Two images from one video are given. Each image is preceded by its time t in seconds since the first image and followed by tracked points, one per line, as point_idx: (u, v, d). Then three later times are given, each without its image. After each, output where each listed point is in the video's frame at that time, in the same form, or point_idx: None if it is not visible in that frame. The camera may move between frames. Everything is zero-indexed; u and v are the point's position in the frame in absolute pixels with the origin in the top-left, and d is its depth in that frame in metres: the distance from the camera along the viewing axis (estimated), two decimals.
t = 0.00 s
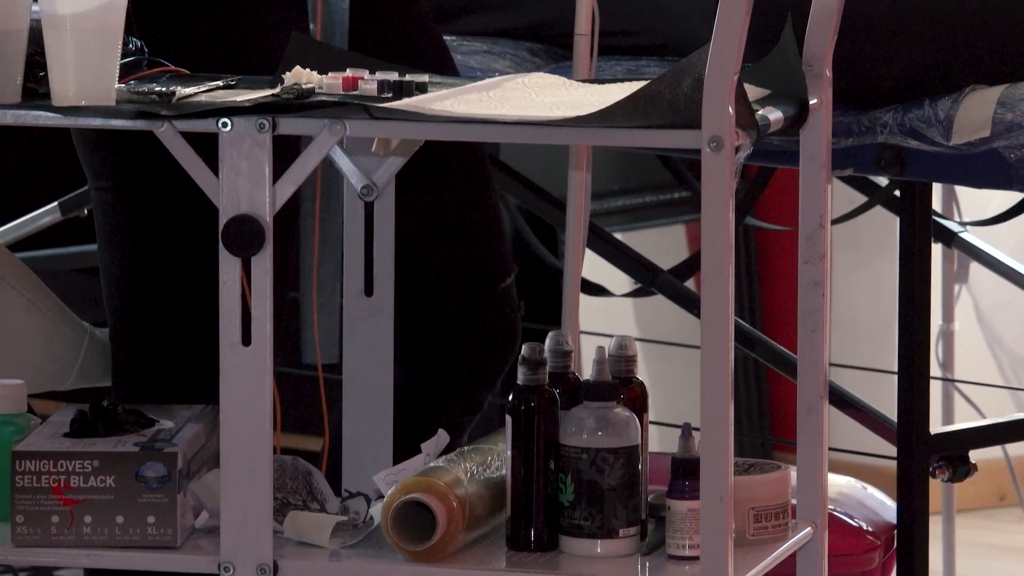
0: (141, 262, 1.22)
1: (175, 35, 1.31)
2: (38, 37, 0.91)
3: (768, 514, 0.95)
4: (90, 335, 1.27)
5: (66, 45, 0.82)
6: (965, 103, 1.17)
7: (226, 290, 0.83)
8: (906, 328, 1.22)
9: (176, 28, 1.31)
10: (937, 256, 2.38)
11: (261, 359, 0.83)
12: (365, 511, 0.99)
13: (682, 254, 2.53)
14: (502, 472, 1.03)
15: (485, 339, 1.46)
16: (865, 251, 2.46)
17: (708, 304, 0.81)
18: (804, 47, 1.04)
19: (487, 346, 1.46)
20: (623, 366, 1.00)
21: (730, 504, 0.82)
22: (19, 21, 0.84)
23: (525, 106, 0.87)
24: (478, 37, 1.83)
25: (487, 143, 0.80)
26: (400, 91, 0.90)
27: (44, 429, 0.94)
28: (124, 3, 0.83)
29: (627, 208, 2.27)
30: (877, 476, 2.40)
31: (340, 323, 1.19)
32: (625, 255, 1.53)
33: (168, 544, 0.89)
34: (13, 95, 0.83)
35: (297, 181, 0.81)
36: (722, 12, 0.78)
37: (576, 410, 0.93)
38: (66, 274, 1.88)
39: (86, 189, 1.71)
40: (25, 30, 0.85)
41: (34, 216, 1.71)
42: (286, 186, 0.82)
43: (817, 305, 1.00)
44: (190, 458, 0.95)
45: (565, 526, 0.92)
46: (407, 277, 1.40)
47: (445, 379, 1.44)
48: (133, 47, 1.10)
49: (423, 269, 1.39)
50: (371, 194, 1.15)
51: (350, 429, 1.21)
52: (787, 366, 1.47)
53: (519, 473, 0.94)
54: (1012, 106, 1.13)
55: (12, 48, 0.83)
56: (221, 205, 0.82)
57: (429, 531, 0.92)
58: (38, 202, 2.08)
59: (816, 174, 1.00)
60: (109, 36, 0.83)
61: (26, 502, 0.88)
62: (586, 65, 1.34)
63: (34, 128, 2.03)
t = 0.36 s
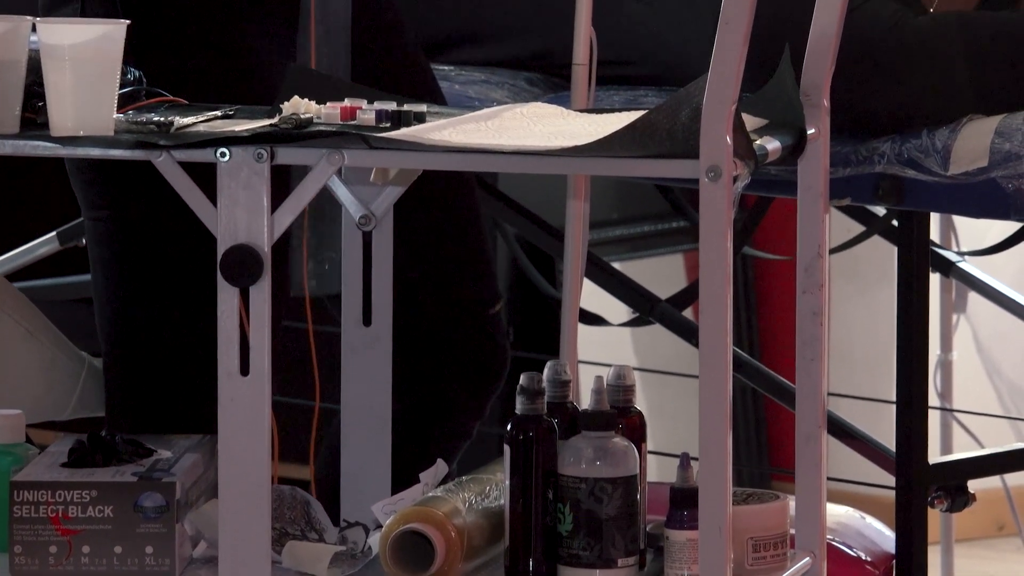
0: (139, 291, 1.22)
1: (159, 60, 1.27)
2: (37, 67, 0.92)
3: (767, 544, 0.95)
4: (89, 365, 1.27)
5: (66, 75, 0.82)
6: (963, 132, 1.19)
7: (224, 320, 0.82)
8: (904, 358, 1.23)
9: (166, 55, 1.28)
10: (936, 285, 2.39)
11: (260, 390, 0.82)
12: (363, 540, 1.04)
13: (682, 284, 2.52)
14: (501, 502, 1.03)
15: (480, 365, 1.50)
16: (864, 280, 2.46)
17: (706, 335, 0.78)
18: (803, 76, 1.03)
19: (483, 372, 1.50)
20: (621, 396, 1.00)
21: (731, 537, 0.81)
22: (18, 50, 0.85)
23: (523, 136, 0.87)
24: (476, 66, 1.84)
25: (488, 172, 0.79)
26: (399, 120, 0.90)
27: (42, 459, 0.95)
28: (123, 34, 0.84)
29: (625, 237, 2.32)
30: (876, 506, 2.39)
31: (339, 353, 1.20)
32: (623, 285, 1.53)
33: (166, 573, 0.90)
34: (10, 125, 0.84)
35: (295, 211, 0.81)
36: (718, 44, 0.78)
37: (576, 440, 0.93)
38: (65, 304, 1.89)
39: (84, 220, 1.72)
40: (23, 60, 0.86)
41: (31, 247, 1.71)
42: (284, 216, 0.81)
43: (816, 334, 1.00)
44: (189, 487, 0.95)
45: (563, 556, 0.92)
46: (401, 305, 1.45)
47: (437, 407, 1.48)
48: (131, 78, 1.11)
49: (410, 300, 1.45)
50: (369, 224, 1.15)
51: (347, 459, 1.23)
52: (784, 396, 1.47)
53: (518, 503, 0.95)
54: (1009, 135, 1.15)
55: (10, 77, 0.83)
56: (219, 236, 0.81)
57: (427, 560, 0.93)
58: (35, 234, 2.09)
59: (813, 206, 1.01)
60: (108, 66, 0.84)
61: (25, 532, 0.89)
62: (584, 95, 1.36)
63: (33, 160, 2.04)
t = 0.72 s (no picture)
0: (139, 322, 1.23)
1: (160, 91, 1.26)
2: (37, 99, 0.93)
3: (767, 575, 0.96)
4: (88, 396, 1.28)
5: (66, 107, 0.83)
6: (961, 164, 1.25)
7: (224, 351, 0.82)
8: (903, 389, 1.23)
9: (167, 87, 1.26)
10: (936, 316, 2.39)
11: (260, 421, 0.82)
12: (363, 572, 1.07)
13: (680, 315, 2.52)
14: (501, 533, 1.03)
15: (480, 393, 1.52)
16: (864, 310, 2.47)
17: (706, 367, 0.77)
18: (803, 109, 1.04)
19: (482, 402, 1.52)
20: (621, 427, 1.00)
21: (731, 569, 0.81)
22: (18, 82, 0.85)
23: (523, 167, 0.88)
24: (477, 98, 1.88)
25: (488, 202, 0.78)
26: (398, 151, 0.92)
27: (42, 490, 0.95)
28: (123, 65, 0.85)
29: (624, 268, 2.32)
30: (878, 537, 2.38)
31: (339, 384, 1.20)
32: (623, 315, 1.54)
33: None
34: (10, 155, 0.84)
35: (294, 243, 0.80)
36: (718, 73, 0.78)
37: (575, 471, 0.93)
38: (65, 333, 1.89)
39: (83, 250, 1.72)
40: (23, 91, 0.86)
41: (31, 278, 1.72)
42: (284, 248, 0.81)
43: (815, 365, 1.00)
44: (189, 518, 0.96)
45: None
46: (399, 334, 1.44)
47: (437, 437, 1.49)
48: (131, 109, 1.11)
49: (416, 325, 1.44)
50: (369, 255, 1.16)
51: (347, 489, 1.24)
52: (784, 427, 1.47)
53: (517, 534, 0.95)
54: (1008, 167, 1.21)
55: (10, 108, 0.84)
56: (218, 267, 0.80)
57: None
58: (35, 264, 2.09)
59: (814, 236, 1.00)
60: (108, 97, 0.85)
61: (25, 564, 0.89)
62: (584, 125, 1.36)
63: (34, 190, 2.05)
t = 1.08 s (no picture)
0: (138, 348, 1.23)
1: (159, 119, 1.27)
2: (36, 127, 0.93)
3: None
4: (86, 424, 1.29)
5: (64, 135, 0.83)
6: (959, 193, 1.26)
7: (222, 379, 0.82)
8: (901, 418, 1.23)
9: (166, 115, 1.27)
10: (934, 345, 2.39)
11: (258, 449, 0.82)
12: None
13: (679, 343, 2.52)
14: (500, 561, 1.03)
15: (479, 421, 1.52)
16: (862, 338, 2.47)
17: (704, 396, 0.77)
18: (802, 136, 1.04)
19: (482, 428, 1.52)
20: (621, 455, 1.00)
21: None
22: (17, 109, 0.86)
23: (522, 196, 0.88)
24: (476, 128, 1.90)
25: (485, 233, 0.79)
26: (397, 179, 0.92)
27: (40, 518, 0.95)
28: (122, 93, 0.85)
29: (623, 295, 2.43)
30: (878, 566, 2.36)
31: (338, 411, 1.20)
32: (623, 343, 1.54)
33: None
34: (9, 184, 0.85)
35: (292, 272, 0.81)
36: (716, 103, 0.77)
37: (574, 499, 0.93)
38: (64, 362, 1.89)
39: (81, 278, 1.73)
40: (22, 119, 0.86)
41: (29, 306, 1.72)
42: (282, 277, 0.81)
43: (813, 394, 1.00)
44: (187, 546, 0.96)
45: None
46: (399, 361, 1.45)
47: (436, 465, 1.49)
48: (130, 138, 1.11)
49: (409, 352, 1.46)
50: (367, 283, 1.16)
51: (346, 517, 1.24)
52: (782, 455, 1.47)
53: (516, 563, 0.95)
54: (1006, 197, 1.22)
55: (9, 137, 0.85)
56: (217, 295, 0.81)
57: None
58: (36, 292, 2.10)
59: (812, 264, 1.01)
60: (107, 125, 0.85)
61: None
62: (582, 154, 1.37)
63: (32, 219, 2.06)
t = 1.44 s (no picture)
0: (133, 372, 1.23)
1: (155, 143, 1.27)
2: (31, 153, 0.94)
3: None
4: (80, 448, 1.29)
5: (59, 161, 0.83)
6: (954, 218, 1.28)
7: (217, 404, 0.82)
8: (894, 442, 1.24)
9: (161, 139, 1.27)
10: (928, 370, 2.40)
11: (252, 474, 0.82)
12: None
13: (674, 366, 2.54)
14: None
15: (475, 446, 1.52)
16: (857, 363, 2.47)
17: (699, 419, 0.78)
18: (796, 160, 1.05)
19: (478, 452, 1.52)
20: (616, 480, 0.99)
21: None
22: (12, 135, 0.86)
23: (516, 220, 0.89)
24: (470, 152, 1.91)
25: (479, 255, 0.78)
26: (392, 204, 0.92)
27: (34, 543, 0.95)
28: (118, 118, 0.86)
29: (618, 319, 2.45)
30: None
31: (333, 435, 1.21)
32: (618, 368, 1.54)
33: None
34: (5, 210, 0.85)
35: (287, 296, 0.81)
36: (710, 127, 0.77)
37: (569, 523, 0.93)
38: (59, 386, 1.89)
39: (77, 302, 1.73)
40: (17, 144, 0.87)
41: (25, 330, 1.72)
42: (276, 301, 0.81)
43: (807, 418, 1.00)
44: (181, 571, 0.95)
45: None
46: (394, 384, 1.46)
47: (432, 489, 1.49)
48: (125, 162, 1.12)
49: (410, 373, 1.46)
50: (362, 307, 1.16)
51: (341, 542, 1.25)
52: (778, 479, 1.48)
53: None
54: (1001, 221, 1.23)
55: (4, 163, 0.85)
56: (212, 319, 0.81)
57: None
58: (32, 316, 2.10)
59: (807, 289, 1.01)
60: (101, 151, 0.85)
61: None
62: (576, 179, 1.37)
63: (27, 243, 2.06)
